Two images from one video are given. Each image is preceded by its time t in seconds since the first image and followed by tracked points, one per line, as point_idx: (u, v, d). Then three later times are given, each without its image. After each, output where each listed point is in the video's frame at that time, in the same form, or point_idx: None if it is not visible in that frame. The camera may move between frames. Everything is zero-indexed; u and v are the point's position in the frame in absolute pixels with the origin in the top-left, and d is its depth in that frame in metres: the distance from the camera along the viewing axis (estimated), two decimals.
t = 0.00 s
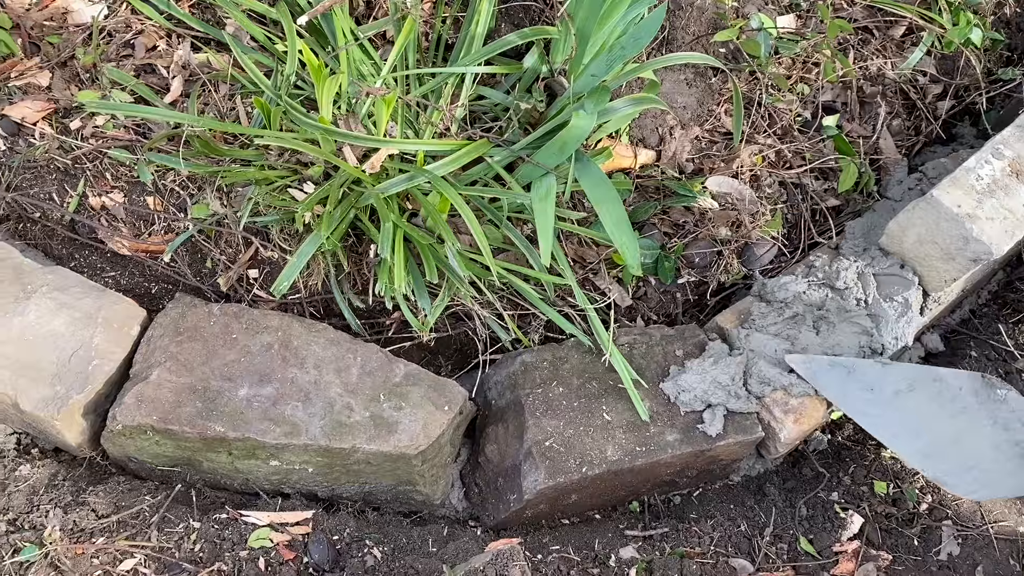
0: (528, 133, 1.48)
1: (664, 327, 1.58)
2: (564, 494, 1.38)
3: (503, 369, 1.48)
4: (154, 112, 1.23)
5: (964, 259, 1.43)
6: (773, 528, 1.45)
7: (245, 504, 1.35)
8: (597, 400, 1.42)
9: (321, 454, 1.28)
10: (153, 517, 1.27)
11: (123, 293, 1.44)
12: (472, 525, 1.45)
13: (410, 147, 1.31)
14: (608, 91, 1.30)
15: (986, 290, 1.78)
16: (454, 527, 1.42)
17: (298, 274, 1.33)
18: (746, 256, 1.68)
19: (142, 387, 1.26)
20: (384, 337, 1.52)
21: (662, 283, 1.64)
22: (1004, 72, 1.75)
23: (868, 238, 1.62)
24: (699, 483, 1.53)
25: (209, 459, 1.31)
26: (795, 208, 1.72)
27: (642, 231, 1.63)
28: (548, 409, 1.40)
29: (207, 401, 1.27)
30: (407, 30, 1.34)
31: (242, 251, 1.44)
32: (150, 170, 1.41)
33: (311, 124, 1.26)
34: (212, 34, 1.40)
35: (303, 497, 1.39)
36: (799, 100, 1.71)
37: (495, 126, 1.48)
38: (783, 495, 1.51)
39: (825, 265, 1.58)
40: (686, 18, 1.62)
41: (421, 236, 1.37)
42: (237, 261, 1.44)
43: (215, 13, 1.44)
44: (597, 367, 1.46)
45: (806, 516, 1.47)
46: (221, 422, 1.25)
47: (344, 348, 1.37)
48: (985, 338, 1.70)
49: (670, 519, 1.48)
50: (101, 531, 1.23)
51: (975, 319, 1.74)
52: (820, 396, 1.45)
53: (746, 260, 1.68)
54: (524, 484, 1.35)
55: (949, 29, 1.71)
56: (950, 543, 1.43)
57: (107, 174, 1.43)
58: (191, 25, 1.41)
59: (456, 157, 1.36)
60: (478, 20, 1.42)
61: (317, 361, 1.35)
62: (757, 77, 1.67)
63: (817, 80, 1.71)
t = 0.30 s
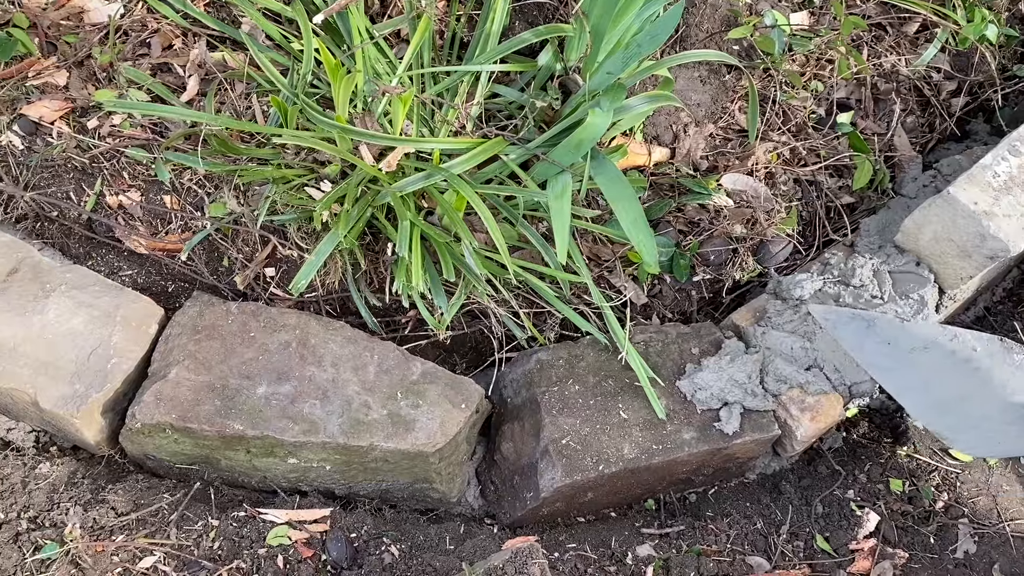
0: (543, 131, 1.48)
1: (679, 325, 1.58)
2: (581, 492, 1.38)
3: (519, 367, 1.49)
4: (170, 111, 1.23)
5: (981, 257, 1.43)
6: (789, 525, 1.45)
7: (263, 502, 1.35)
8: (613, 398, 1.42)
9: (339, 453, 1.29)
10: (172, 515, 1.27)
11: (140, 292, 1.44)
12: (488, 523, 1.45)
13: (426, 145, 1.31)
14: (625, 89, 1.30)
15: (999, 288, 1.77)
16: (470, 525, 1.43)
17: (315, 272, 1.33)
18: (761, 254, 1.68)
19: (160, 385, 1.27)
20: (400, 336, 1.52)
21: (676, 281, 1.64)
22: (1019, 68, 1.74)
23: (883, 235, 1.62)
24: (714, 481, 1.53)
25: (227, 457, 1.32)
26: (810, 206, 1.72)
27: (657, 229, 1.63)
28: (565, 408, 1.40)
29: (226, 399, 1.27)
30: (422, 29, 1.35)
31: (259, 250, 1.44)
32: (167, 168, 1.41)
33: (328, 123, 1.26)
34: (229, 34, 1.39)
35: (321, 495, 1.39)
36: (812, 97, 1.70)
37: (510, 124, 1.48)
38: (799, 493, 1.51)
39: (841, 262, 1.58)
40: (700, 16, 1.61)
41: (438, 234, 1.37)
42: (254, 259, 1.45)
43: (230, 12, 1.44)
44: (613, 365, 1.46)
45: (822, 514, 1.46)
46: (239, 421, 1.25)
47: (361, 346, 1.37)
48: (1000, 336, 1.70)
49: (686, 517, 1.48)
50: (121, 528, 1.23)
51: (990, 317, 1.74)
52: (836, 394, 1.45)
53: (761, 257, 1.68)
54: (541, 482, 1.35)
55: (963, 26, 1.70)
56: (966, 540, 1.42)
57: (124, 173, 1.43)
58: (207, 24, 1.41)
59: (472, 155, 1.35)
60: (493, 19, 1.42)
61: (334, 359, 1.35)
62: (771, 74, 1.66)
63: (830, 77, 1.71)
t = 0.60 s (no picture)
0: (552, 135, 1.49)
1: (688, 327, 1.59)
2: (590, 494, 1.39)
3: (528, 369, 1.49)
4: (181, 117, 1.23)
5: (990, 259, 1.43)
6: (798, 527, 1.45)
7: (274, 505, 1.36)
8: (622, 400, 1.43)
9: (350, 456, 1.29)
10: (184, 518, 1.28)
11: (152, 295, 1.46)
12: (498, 525, 1.46)
13: (435, 149, 1.31)
14: (633, 91, 1.31)
15: (1009, 288, 1.74)
16: (480, 527, 1.43)
17: (325, 276, 1.34)
18: (770, 255, 1.68)
19: (172, 389, 1.27)
20: (410, 339, 1.53)
21: (685, 283, 1.65)
22: None
23: (891, 237, 1.62)
24: (723, 483, 1.54)
25: (238, 461, 1.33)
26: (818, 207, 1.72)
27: (665, 231, 1.63)
28: (574, 410, 1.41)
29: (238, 403, 1.28)
30: (431, 33, 1.35)
31: (270, 254, 1.45)
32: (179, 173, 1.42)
33: (338, 128, 1.26)
34: (239, 39, 1.41)
35: (331, 498, 1.40)
36: (820, 99, 1.70)
37: (519, 127, 1.49)
38: (808, 495, 1.51)
39: (848, 263, 1.59)
40: (708, 18, 1.61)
41: (448, 238, 1.37)
42: (264, 263, 1.46)
43: (240, 17, 1.45)
44: (622, 368, 1.47)
45: (831, 516, 1.47)
46: (251, 424, 1.26)
47: (371, 350, 1.38)
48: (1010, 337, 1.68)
49: (695, 519, 1.48)
50: (134, 532, 1.24)
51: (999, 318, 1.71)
52: (845, 397, 1.46)
53: (770, 259, 1.68)
54: (551, 484, 1.36)
55: (971, 27, 1.69)
56: (975, 542, 1.40)
57: (135, 177, 1.44)
58: (217, 29, 1.42)
59: (481, 159, 1.35)
60: (501, 23, 1.42)
61: (344, 362, 1.36)
62: (779, 75, 1.66)
63: (838, 79, 1.71)
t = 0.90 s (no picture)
0: (556, 135, 1.48)
1: (693, 328, 1.58)
2: (595, 496, 1.39)
3: (533, 370, 1.49)
4: (185, 119, 1.22)
5: (995, 259, 1.42)
6: (803, 528, 1.45)
7: (279, 507, 1.36)
8: (627, 402, 1.43)
9: (355, 458, 1.29)
10: (190, 520, 1.28)
11: (157, 297, 1.47)
12: (503, 526, 1.46)
13: (439, 150, 1.31)
14: (638, 92, 1.30)
15: (1015, 288, 1.69)
16: (485, 528, 1.44)
17: (330, 278, 1.34)
18: (775, 256, 1.68)
19: (178, 391, 1.27)
20: (415, 340, 1.54)
21: (689, 283, 1.65)
22: None
23: (896, 236, 1.63)
24: (728, 484, 1.54)
25: (244, 463, 1.33)
26: (823, 207, 1.71)
27: (670, 232, 1.63)
28: (579, 411, 1.41)
29: (243, 405, 1.28)
30: (435, 34, 1.36)
31: (275, 256, 1.46)
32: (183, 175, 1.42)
33: (343, 130, 1.27)
34: (243, 41, 1.40)
35: (336, 499, 1.40)
36: (825, 99, 1.70)
37: (523, 128, 1.49)
38: (813, 495, 1.50)
39: (853, 263, 1.57)
40: (711, 17, 1.60)
41: (452, 239, 1.37)
42: (269, 265, 1.46)
43: (244, 18, 1.45)
44: (627, 369, 1.47)
45: (837, 517, 1.46)
46: (256, 426, 1.26)
47: (376, 352, 1.38)
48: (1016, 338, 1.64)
49: (701, 520, 1.48)
50: (140, 534, 1.24)
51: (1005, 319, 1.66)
52: (850, 397, 1.46)
53: (774, 260, 1.68)
54: (556, 486, 1.35)
55: (977, 25, 1.68)
56: (982, 542, 1.39)
57: (140, 180, 1.44)
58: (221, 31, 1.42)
59: (485, 160, 1.35)
60: (506, 24, 1.42)
61: (349, 364, 1.36)
62: (783, 75, 1.65)
63: (843, 78, 1.70)
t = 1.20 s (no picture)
0: (558, 135, 1.48)
1: (696, 328, 1.58)
2: (598, 496, 1.39)
3: (536, 371, 1.49)
4: (187, 120, 1.22)
5: (999, 258, 1.41)
6: (807, 528, 1.45)
7: (282, 508, 1.36)
8: (630, 402, 1.43)
9: (358, 458, 1.29)
10: (194, 521, 1.28)
11: (160, 298, 1.47)
12: (506, 527, 1.46)
13: (441, 151, 1.30)
14: (640, 91, 1.29)
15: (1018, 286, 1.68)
16: (488, 528, 1.43)
17: (333, 279, 1.34)
18: (777, 256, 1.68)
19: (181, 392, 1.27)
20: (417, 341, 1.54)
21: (693, 282, 1.65)
22: None
23: (899, 235, 1.62)
24: (731, 484, 1.54)
25: (247, 464, 1.33)
26: (826, 206, 1.71)
27: (673, 232, 1.63)
28: (582, 412, 1.40)
29: (246, 405, 1.28)
30: (437, 33, 1.36)
31: (277, 257, 1.46)
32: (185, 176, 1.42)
33: (345, 130, 1.26)
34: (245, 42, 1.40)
35: (339, 500, 1.40)
36: (827, 97, 1.69)
37: (525, 128, 1.49)
38: (817, 495, 1.50)
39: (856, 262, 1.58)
40: (714, 16, 1.60)
41: (454, 240, 1.37)
42: (271, 266, 1.46)
43: (246, 19, 1.45)
44: (630, 369, 1.47)
45: (841, 516, 1.46)
46: (259, 427, 1.26)
47: (378, 352, 1.38)
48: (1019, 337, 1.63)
49: (704, 520, 1.48)
50: (143, 535, 1.24)
51: (1008, 318, 1.66)
52: (854, 396, 1.45)
53: (777, 259, 1.68)
54: (559, 486, 1.35)
55: (979, 24, 1.68)
56: (985, 541, 1.37)
57: (142, 181, 1.44)
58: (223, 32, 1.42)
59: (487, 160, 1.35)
60: (508, 24, 1.42)
61: (352, 365, 1.36)
62: (785, 74, 1.65)
63: (845, 77, 1.70)
